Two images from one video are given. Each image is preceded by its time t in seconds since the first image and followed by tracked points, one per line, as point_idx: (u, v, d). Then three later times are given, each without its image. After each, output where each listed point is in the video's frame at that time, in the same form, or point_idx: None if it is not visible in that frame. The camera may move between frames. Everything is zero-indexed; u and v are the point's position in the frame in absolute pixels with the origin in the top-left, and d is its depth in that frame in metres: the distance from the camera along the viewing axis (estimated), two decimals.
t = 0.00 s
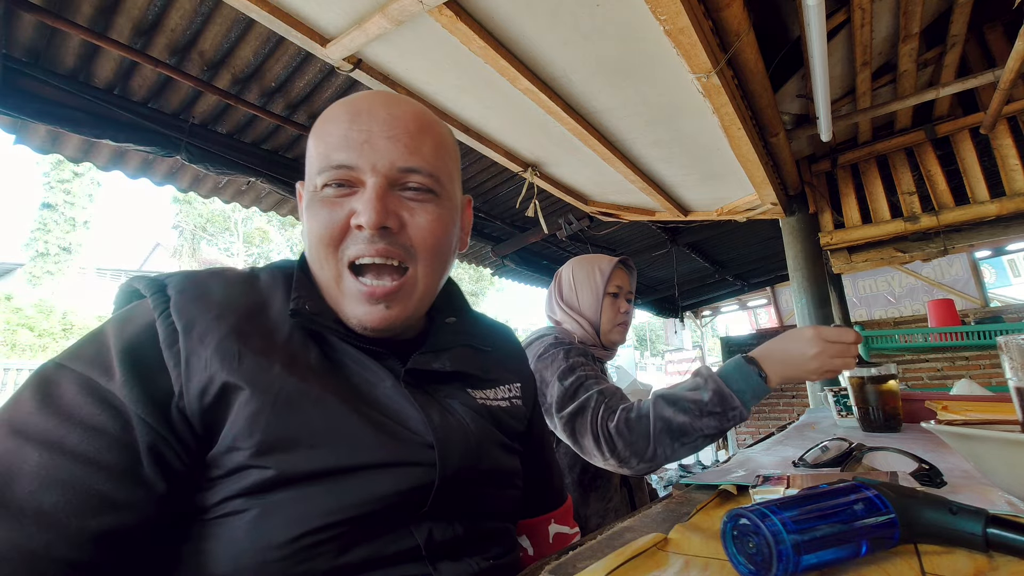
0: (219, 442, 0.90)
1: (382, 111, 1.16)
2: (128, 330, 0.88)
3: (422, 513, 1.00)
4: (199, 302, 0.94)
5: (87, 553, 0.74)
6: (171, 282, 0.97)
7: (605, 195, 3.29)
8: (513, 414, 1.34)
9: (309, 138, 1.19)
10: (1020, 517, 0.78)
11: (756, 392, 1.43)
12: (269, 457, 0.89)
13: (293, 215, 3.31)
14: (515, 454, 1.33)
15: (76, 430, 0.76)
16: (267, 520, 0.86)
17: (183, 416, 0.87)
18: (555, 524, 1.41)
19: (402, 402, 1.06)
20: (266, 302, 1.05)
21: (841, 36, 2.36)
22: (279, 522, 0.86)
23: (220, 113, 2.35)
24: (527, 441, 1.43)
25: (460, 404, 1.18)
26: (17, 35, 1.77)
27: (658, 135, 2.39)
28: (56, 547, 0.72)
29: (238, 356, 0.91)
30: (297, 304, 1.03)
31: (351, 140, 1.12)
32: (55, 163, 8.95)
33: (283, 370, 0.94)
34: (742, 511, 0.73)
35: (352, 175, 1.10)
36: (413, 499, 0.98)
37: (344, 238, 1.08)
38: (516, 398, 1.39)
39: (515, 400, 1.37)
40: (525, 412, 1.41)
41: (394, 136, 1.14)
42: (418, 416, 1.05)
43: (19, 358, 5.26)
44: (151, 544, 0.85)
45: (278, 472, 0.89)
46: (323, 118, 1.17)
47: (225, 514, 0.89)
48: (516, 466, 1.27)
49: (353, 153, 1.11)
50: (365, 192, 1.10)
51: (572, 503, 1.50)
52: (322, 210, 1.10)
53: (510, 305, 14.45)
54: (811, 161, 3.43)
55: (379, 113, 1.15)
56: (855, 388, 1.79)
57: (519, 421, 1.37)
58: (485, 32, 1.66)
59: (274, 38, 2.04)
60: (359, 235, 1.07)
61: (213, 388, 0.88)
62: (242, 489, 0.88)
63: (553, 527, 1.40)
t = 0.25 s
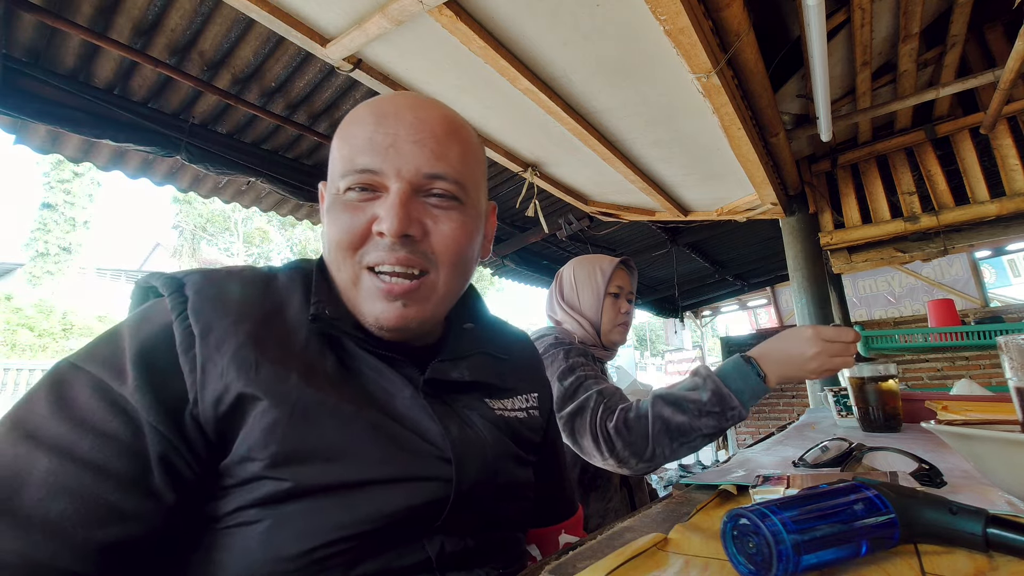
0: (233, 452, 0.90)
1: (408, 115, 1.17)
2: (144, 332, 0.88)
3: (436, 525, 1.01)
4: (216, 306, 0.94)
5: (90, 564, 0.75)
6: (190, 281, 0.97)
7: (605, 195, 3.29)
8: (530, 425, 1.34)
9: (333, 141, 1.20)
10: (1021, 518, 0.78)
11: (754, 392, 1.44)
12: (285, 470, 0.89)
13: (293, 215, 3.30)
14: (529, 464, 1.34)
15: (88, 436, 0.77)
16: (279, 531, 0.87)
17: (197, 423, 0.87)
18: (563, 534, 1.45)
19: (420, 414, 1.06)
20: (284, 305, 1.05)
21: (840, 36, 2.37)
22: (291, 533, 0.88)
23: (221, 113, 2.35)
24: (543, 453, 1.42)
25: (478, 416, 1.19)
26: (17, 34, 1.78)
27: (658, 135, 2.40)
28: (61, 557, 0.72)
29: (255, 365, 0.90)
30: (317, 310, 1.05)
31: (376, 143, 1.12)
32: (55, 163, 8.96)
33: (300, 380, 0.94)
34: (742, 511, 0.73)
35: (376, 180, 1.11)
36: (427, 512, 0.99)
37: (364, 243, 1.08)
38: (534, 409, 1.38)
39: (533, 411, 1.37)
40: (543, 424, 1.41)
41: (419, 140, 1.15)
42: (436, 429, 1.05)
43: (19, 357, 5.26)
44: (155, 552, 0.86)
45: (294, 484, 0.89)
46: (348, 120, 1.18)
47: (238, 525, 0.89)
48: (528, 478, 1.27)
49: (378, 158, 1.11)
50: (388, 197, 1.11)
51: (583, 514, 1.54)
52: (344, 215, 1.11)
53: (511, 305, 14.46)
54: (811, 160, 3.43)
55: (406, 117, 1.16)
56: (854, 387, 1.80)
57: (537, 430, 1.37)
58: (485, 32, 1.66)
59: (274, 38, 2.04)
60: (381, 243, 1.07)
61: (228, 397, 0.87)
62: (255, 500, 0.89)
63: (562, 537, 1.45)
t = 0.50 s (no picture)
0: (254, 452, 0.91)
1: (429, 117, 1.23)
2: (170, 328, 0.89)
3: (451, 524, 1.02)
4: (237, 303, 0.95)
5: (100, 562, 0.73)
6: (215, 279, 0.98)
7: (606, 195, 3.29)
8: (543, 426, 1.34)
9: (354, 144, 1.26)
10: (1021, 517, 0.78)
11: (754, 381, 1.44)
12: (304, 471, 0.90)
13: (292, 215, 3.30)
14: (538, 466, 1.31)
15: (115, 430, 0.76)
16: (298, 532, 0.88)
17: (221, 422, 0.88)
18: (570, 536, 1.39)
19: (436, 414, 1.07)
20: (303, 303, 1.08)
21: (841, 36, 2.36)
22: (308, 535, 0.88)
23: (221, 113, 2.35)
24: (553, 454, 1.42)
25: (494, 418, 1.19)
26: (17, 34, 1.78)
27: (658, 134, 2.39)
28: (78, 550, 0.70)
29: (279, 366, 0.92)
30: (340, 306, 1.09)
31: (397, 144, 1.19)
32: (55, 163, 8.96)
33: (321, 382, 0.96)
34: (742, 511, 0.72)
35: (396, 179, 1.17)
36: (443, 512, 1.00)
37: (383, 238, 1.14)
38: (545, 410, 1.38)
39: (546, 411, 1.37)
40: (555, 426, 1.42)
41: (438, 141, 1.21)
42: (453, 429, 1.07)
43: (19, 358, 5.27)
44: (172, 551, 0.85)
45: (313, 486, 0.90)
46: (370, 124, 1.25)
47: (257, 526, 0.90)
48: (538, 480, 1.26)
49: (399, 157, 1.18)
50: (408, 195, 1.17)
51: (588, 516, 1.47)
52: (364, 213, 1.16)
53: (511, 305, 14.45)
54: (811, 160, 3.43)
55: (427, 119, 1.23)
56: (854, 387, 1.80)
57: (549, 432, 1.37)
58: (485, 32, 1.66)
59: (273, 38, 2.04)
60: (399, 238, 1.12)
61: (251, 397, 0.89)
62: (274, 501, 0.89)
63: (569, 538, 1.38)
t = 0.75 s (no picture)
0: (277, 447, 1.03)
1: (449, 124, 1.28)
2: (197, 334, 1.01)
3: (460, 523, 1.03)
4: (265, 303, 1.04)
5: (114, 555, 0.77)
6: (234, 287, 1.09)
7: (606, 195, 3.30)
8: (548, 428, 1.36)
9: (377, 148, 1.30)
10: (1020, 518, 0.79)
11: (753, 373, 1.52)
12: (322, 467, 0.99)
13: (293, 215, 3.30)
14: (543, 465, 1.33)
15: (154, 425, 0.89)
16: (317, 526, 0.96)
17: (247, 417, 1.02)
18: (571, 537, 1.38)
19: (447, 415, 1.12)
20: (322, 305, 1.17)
21: (840, 36, 2.37)
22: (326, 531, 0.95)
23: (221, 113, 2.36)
24: (556, 455, 1.44)
25: (504, 420, 1.22)
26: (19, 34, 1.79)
27: (658, 135, 2.40)
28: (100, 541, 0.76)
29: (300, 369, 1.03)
30: (359, 306, 1.19)
31: (419, 150, 1.23)
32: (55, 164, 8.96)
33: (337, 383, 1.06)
34: (741, 511, 0.73)
35: (418, 184, 1.22)
36: (452, 510, 1.02)
37: (404, 241, 1.19)
38: (551, 413, 1.39)
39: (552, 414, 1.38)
40: (560, 426, 1.43)
41: (459, 148, 1.25)
42: (463, 429, 1.11)
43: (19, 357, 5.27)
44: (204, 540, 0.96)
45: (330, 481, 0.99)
46: (393, 129, 1.29)
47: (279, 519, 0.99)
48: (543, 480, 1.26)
49: (421, 163, 1.22)
50: (428, 199, 1.21)
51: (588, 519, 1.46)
52: (385, 215, 1.21)
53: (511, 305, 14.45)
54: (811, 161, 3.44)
55: (448, 126, 1.27)
56: (854, 387, 1.81)
57: (553, 436, 1.38)
58: (485, 32, 1.67)
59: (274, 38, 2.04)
60: (419, 240, 1.17)
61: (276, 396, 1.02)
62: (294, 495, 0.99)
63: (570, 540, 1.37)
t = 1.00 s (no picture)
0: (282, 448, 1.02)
1: (451, 129, 1.28)
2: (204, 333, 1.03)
3: (463, 522, 1.04)
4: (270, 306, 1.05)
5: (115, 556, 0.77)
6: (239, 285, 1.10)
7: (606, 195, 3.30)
8: (548, 429, 1.36)
9: (378, 153, 1.31)
10: (1018, 518, 0.79)
11: (744, 363, 1.53)
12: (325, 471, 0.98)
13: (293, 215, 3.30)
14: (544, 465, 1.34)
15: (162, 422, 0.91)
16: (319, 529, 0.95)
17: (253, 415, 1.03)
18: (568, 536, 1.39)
19: (449, 416, 1.12)
20: (325, 307, 1.17)
21: (840, 36, 2.37)
22: (328, 533, 0.95)
23: (221, 113, 2.36)
24: (556, 456, 1.43)
25: (505, 421, 1.22)
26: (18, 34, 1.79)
27: (658, 135, 2.40)
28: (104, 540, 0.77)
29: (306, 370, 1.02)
30: (361, 309, 1.17)
31: (420, 154, 1.24)
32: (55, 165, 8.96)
33: (343, 386, 1.04)
34: (742, 511, 0.74)
35: (419, 188, 1.22)
36: (455, 511, 1.03)
37: (405, 245, 1.18)
38: (550, 413, 1.39)
39: (550, 414, 1.38)
40: (558, 428, 1.42)
41: (459, 152, 1.26)
42: (465, 430, 1.11)
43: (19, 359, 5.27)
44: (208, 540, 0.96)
45: (333, 484, 0.98)
46: (393, 135, 1.29)
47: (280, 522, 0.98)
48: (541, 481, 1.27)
49: (422, 167, 1.23)
50: (429, 204, 1.22)
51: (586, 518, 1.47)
52: (386, 219, 1.21)
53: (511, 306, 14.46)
54: (811, 161, 3.44)
55: (449, 131, 1.28)
56: (854, 387, 1.81)
57: (553, 436, 1.38)
58: (486, 32, 1.67)
59: (274, 38, 2.05)
60: (420, 244, 1.17)
61: (282, 396, 1.02)
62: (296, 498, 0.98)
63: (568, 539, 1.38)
